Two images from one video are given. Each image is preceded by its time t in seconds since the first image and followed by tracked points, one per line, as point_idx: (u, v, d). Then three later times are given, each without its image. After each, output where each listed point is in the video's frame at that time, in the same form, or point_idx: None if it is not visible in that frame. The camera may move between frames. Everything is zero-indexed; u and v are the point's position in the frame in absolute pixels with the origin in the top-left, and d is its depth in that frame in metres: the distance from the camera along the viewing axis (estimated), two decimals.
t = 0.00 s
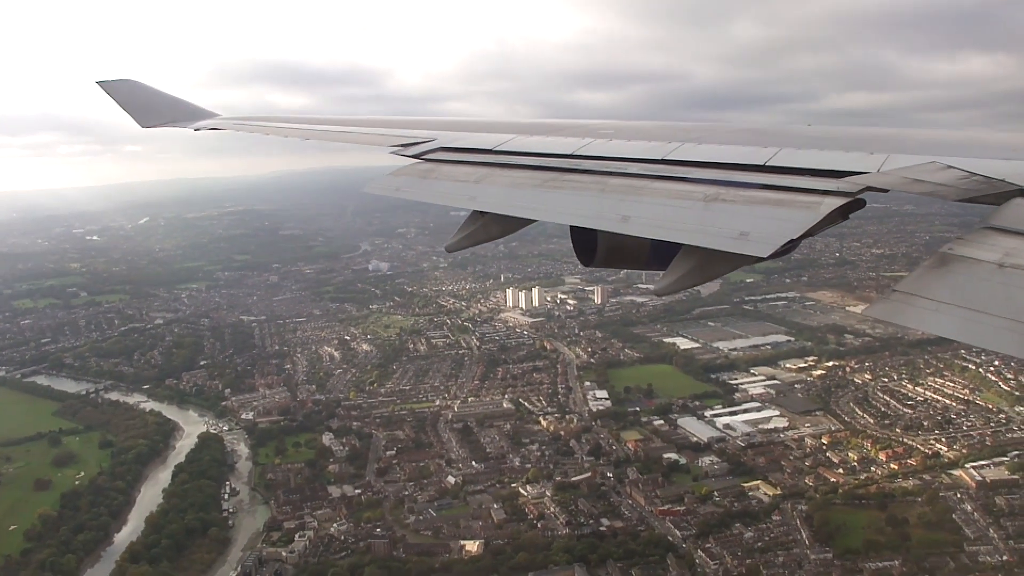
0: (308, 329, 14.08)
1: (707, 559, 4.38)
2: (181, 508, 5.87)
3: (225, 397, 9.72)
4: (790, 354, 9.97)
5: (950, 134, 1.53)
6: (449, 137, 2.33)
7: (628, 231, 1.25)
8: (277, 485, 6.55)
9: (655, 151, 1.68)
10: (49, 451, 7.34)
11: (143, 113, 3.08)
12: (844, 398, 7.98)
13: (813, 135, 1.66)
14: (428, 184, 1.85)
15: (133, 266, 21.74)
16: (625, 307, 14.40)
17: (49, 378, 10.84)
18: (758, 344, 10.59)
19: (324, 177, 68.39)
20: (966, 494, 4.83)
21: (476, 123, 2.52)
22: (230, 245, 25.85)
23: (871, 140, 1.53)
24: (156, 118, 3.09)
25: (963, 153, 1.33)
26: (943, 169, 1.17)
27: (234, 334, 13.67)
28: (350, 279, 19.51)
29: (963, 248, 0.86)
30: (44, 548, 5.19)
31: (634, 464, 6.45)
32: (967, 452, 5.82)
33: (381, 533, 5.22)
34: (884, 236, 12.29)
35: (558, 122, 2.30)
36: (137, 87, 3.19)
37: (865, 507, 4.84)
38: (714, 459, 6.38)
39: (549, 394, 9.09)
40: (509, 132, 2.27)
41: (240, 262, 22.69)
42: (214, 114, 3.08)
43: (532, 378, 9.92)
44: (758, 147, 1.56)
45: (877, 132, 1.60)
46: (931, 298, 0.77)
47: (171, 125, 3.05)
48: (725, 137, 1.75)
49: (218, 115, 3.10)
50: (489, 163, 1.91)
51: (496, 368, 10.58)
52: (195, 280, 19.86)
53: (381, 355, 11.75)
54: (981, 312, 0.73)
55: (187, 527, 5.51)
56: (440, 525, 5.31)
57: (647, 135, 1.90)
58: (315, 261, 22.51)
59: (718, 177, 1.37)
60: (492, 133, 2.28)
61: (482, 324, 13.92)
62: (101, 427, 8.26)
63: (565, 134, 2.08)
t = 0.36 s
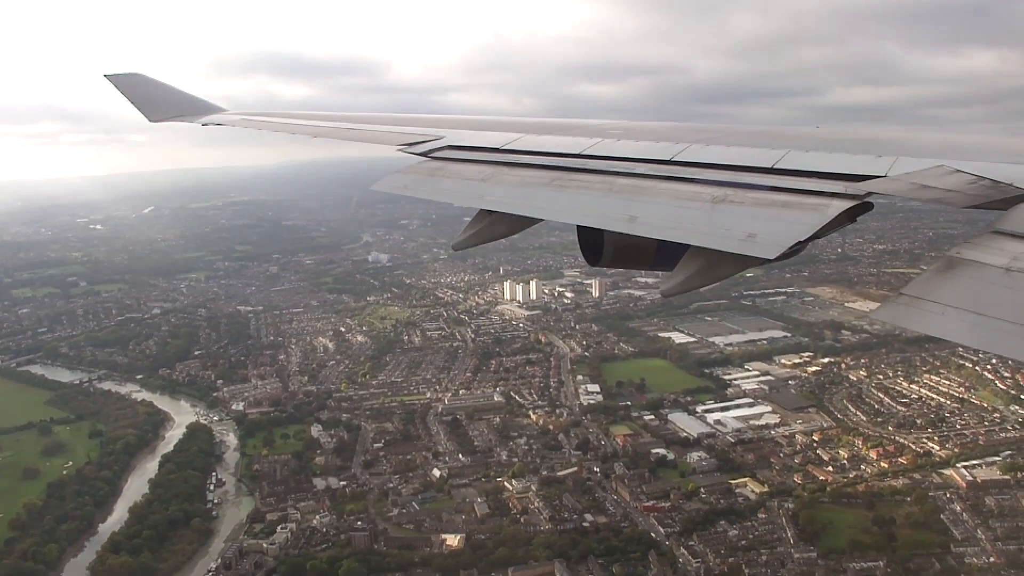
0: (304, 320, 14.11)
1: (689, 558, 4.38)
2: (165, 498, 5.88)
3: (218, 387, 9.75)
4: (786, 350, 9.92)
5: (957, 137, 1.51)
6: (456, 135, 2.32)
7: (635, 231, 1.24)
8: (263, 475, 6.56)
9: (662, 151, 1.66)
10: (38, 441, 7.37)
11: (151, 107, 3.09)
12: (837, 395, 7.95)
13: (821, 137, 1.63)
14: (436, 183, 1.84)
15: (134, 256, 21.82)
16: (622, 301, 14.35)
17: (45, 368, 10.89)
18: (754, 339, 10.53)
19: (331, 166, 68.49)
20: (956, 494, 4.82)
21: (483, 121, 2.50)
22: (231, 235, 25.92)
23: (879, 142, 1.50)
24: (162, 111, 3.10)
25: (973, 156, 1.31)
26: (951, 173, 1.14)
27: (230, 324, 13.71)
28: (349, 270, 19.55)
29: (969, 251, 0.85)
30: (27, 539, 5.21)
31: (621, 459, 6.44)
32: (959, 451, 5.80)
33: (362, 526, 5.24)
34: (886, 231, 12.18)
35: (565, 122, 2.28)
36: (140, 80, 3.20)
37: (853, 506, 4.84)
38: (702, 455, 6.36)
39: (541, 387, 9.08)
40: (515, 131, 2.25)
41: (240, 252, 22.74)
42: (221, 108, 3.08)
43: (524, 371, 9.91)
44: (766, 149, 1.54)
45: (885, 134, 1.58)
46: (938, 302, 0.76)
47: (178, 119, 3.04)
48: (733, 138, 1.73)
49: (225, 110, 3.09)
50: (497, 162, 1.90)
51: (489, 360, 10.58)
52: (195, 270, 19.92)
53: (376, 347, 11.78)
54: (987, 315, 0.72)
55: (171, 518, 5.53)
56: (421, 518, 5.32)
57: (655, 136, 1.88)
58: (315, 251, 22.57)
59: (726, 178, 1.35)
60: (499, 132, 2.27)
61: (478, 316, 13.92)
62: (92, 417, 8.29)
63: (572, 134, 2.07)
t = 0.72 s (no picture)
0: (298, 308, 14.14)
1: (667, 555, 4.41)
2: (146, 485, 5.89)
3: (207, 374, 9.78)
4: (779, 346, 9.89)
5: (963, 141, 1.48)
6: (464, 129, 2.30)
7: (641, 229, 1.23)
8: (246, 463, 6.57)
9: (669, 150, 1.64)
10: (25, 424, 7.39)
11: (157, 94, 3.08)
12: (828, 392, 7.93)
13: (828, 138, 1.61)
14: (442, 177, 1.83)
15: (132, 241, 21.86)
16: (619, 294, 14.31)
17: (38, 352, 10.92)
18: (748, 335, 10.49)
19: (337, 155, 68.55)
20: (943, 497, 4.82)
21: (491, 115, 2.49)
22: (231, 222, 25.95)
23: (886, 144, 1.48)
24: (169, 97, 3.09)
25: (981, 159, 1.28)
26: (957, 176, 1.12)
27: (224, 311, 13.74)
28: (348, 258, 19.58)
29: (973, 255, 0.83)
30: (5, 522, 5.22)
31: (605, 454, 6.43)
32: (948, 452, 5.80)
33: (341, 516, 5.27)
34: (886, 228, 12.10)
35: (573, 118, 2.26)
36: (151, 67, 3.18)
37: (837, 507, 4.85)
38: (688, 451, 6.36)
39: (530, 380, 9.08)
40: (522, 127, 2.24)
41: (239, 239, 22.77)
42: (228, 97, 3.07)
43: (514, 363, 9.90)
44: (774, 149, 1.51)
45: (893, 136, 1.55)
46: (943, 306, 0.74)
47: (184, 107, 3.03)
48: (740, 138, 1.71)
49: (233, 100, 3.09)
50: (503, 157, 1.88)
51: (481, 352, 10.58)
52: (193, 257, 19.96)
53: (368, 336, 11.80)
54: (992, 319, 0.71)
55: (150, 505, 5.54)
56: (401, 509, 5.35)
57: (663, 134, 1.86)
58: (315, 239, 22.61)
59: (734, 178, 1.34)
60: (506, 127, 2.25)
61: (473, 307, 13.92)
62: (80, 401, 8.31)
63: (579, 131, 2.05)
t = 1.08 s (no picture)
0: (297, 304, 14.20)
1: (654, 549, 4.40)
2: (135, 484, 5.90)
3: (203, 372, 9.84)
4: (778, 337, 9.83)
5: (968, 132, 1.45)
6: (468, 127, 2.29)
7: (645, 224, 1.21)
8: (238, 461, 6.60)
9: (674, 144, 1.62)
10: (21, 424, 7.45)
11: (162, 95, 3.09)
12: (825, 383, 7.89)
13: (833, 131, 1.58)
14: (446, 174, 1.81)
15: (134, 240, 21.97)
16: (619, 286, 14.26)
17: (37, 352, 11.01)
18: (747, 326, 10.44)
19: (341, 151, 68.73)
20: (938, 488, 4.79)
21: (495, 112, 2.48)
22: (233, 219, 26.07)
23: (891, 136, 1.45)
24: (173, 99, 3.09)
25: (988, 149, 1.25)
26: (964, 167, 1.10)
27: (223, 308, 13.81)
28: (348, 254, 19.64)
29: (981, 246, 0.81)
30: None
31: (597, 448, 6.42)
32: (946, 443, 5.75)
33: (329, 513, 5.28)
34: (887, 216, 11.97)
35: (577, 115, 2.25)
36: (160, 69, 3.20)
37: (831, 499, 4.83)
38: (680, 444, 6.35)
39: (526, 373, 9.07)
40: (526, 123, 2.22)
41: (241, 236, 22.86)
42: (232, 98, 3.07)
43: (511, 356, 9.90)
44: (780, 142, 1.49)
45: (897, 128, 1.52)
46: (951, 298, 0.73)
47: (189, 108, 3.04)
48: (745, 131, 1.68)
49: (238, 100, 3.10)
50: (507, 155, 1.87)
51: (477, 346, 10.58)
52: (194, 254, 20.06)
53: (365, 331, 11.83)
54: (1002, 310, 0.69)
55: (140, 504, 5.57)
56: (391, 506, 5.37)
57: (667, 129, 1.84)
58: (317, 235, 22.68)
59: (739, 171, 1.32)
60: (510, 124, 2.24)
61: (471, 301, 13.93)
62: (76, 401, 8.37)
63: (581, 127, 2.03)
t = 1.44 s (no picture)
0: (294, 300, 14.23)
1: (640, 545, 4.39)
2: (123, 482, 5.91)
3: (198, 369, 9.88)
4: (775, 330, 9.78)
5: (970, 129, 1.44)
6: (471, 131, 2.28)
7: (649, 225, 1.20)
8: (228, 458, 6.63)
9: (677, 145, 1.61)
10: (14, 423, 7.48)
11: (167, 107, 3.09)
12: (820, 376, 7.86)
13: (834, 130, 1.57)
14: (451, 178, 1.80)
15: (134, 238, 22.05)
16: (617, 279, 14.23)
17: (34, 351, 11.07)
18: (743, 319, 10.41)
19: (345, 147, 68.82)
20: (931, 482, 4.77)
21: (499, 116, 2.47)
22: (233, 215, 26.14)
23: (893, 135, 1.43)
24: (179, 111, 3.09)
25: (992, 147, 1.24)
26: (967, 164, 1.08)
27: (221, 305, 13.85)
28: (348, 249, 19.66)
29: (984, 242, 0.80)
30: None
31: (586, 443, 6.41)
32: (941, 436, 5.72)
33: (315, 510, 5.30)
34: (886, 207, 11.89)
35: (580, 117, 2.23)
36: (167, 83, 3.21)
37: (823, 494, 4.81)
38: (672, 439, 6.33)
39: (519, 368, 9.06)
40: (530, 126, 2.21)
41: (241, 232, 22.93)
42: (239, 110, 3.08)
43: (506, 351, 9.89)
44: (782, 142, 1.47)
45: (899, 127, 1.51)
46: (956, 295, 0.71)
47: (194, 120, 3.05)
48: (748, 132, 1.67)
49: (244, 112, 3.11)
50: (511, 157, 1.86)
51: (472, 341, 10.59)
52: (194, 251, 20.12)
53: (361, 327, 11.85)
54: (1007, 306, 0.68)
55: (128, 501, 5.58)
56: (378, 502, 5.39)
57: (670, 130, 1.82)
58: (317, 231, 22.72)
59: (743, 171, 1.30)
60: (513, 127, 2.23)
61: (469, 295, 13.94)
62: (70, 398, 8.40)
63: (583, 130, 2.02)
